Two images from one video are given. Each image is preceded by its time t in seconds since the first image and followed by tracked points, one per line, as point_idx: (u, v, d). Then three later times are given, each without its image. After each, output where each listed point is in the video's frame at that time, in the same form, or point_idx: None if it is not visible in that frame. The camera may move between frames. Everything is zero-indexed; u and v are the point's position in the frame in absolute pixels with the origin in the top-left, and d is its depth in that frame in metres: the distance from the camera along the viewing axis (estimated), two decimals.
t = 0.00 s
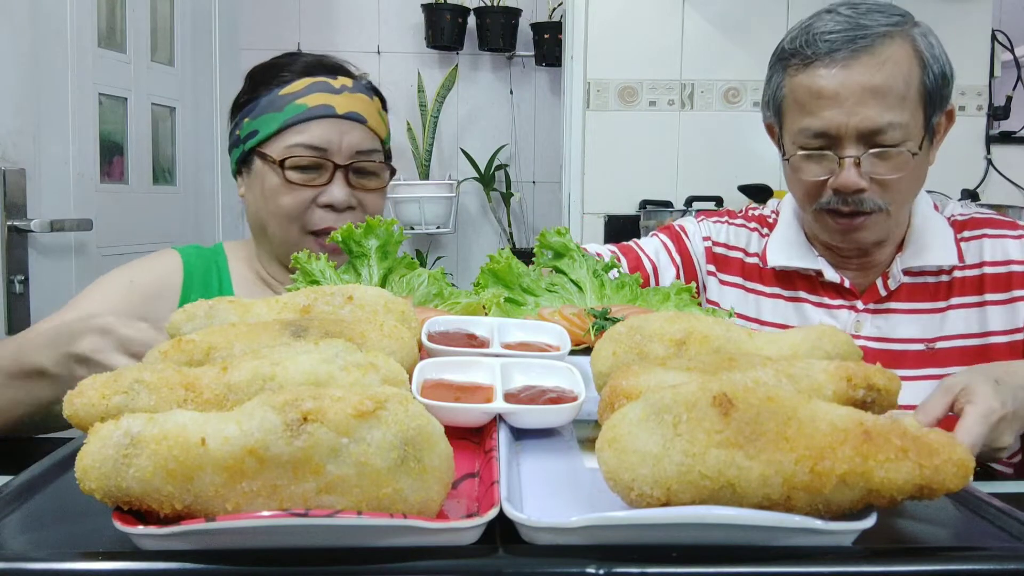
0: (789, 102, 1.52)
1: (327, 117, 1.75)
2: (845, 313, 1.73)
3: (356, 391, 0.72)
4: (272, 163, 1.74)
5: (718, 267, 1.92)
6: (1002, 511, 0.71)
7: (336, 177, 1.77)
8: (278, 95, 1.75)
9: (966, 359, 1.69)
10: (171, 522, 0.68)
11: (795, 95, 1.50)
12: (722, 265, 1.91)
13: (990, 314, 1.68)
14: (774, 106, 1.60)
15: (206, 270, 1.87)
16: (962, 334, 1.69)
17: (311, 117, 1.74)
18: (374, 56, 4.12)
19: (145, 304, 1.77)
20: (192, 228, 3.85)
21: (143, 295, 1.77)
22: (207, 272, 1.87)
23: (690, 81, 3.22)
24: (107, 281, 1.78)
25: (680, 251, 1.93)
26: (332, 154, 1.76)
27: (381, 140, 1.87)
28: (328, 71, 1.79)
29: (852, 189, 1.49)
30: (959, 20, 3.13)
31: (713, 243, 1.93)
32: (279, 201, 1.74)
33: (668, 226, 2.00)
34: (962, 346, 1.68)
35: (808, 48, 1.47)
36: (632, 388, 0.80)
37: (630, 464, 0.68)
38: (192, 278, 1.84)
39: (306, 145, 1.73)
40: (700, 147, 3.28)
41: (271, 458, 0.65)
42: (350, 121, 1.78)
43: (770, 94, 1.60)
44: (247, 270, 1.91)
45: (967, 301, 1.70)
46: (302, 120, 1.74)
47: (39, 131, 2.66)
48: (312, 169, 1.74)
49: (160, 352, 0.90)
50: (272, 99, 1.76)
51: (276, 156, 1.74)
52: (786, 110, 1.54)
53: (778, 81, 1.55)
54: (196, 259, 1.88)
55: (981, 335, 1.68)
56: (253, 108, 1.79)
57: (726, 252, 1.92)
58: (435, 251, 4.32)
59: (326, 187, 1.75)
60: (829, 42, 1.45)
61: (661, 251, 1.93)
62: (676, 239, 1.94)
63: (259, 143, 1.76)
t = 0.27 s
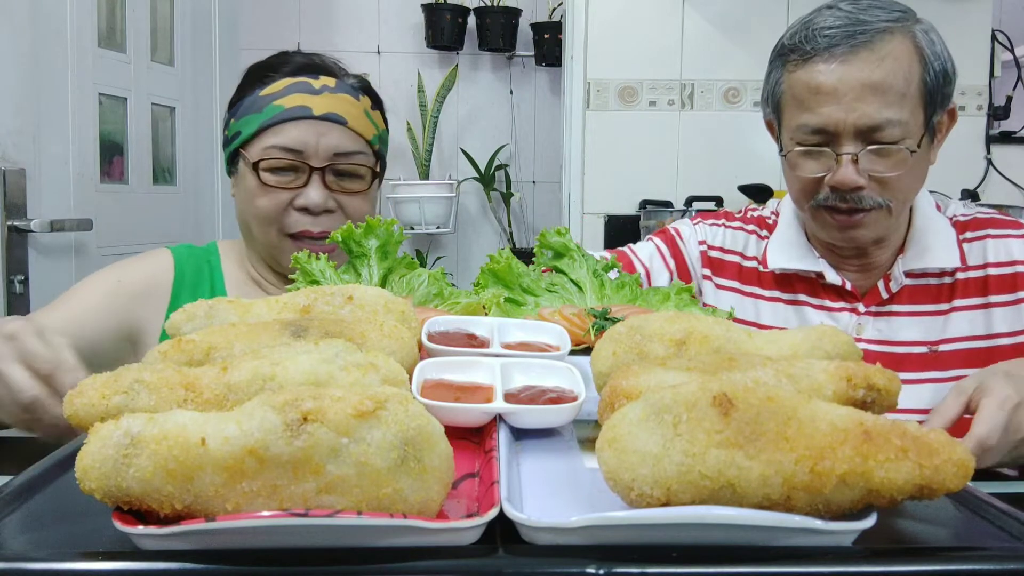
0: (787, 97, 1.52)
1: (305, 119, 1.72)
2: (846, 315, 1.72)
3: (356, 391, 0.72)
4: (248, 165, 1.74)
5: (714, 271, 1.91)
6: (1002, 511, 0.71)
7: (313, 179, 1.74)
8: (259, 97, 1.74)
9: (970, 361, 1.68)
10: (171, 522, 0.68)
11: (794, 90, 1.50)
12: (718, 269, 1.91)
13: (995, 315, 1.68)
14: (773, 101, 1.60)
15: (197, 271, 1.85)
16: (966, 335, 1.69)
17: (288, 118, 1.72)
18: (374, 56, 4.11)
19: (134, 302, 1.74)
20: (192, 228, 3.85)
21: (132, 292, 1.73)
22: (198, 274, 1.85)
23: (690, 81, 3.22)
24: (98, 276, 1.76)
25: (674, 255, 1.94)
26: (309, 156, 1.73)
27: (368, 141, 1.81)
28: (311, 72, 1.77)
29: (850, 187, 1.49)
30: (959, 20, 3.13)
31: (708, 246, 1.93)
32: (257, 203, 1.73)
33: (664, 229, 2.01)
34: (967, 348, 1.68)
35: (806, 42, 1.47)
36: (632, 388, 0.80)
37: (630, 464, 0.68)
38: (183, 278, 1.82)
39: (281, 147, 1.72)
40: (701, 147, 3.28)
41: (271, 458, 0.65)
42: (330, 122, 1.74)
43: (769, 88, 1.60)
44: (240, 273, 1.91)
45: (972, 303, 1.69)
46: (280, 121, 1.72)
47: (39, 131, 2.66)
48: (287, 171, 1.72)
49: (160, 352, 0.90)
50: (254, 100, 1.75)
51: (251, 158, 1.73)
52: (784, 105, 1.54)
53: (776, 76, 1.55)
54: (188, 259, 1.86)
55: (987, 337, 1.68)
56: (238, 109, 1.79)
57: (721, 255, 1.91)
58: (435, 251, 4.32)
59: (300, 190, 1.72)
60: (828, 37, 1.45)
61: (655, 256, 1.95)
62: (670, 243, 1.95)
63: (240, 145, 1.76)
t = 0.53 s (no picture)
0: (793, 94, 1.52)
1: (292, 114, 1.72)
2: (845, 318, 1.72)
3: (356, 391, 0.72)
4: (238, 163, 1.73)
5: (708, 269, 1.93)
6: (1003, 512, 0.71)
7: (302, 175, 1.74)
8: (247, 94, 1.75)
9: (975, 367, 1.67)
10: (171, 522, 0.68)
11: (799, 87, 1.49)
12: (712, 267, 1.93)
13: (1002, 322, 1.67)
14: (778, 96, 1.59)
15: (188, 272, 1.85)
16: (972, 343, 1.68)
17: (274, 114, 1.72)
18: (374, 56, 4.11)
19: (128, 309, 1.77)
20: (192, 228, 3.85)
21: (126, 300, 1.76)
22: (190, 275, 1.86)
23: (690, 81, 3.22)
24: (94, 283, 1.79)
25: (665, 251, 1.99)
26: (298, 151, 1.73)
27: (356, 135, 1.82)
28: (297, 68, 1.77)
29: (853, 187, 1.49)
30: (959, 20, 3.13)
31: (701, 245, 1.96)
32: (247, 200, 1.73)
33: (660, 227, 2.06)
34: (973, 355, 1.67)
35: (814, 38, 1.47)
36: (633, 388, 0.80)
37: (630, 464, 0.68)
38: (175, 280, 1.82)
39: (269, 143, 1.71)
40: (701, 147, 3.28)
41: (271, 458, 0.65)
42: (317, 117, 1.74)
43: (774, 84, 1.59)
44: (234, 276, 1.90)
45: (978, 308, 1.68)
46: (267, 118, 1.72)
47: (40, 131, 2.66)
48: (276, 167, 1.71)
49: (160, 352, 0.90)
50: (240, 98, 1.75)
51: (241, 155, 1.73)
52: (789, 102, 1.54)
53: (782, 72, 1.55)
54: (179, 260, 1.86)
55: (995, 343, 1.67)
56: (225, 107, 1.80)
57: (716, 254, 1.93)
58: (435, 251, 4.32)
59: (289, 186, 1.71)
60: (836, 33, 1.44)
61: (646, 252, 2.00)
62: (662, 239, 2.00)
63: (227, 143, 1.77)
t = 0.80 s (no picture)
0: (799, 99, 1.51)
1: (291, 108, 1.74)
2: (847, 319, 1.73)
3: (356, 391, 0.72)
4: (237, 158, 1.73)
5: (714, 266, 1.93)
6: (1002, 512, 0.71)
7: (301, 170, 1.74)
8: (243, 90, 1.76)
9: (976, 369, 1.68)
10: (171, 522, 0.68)
11: (806, 93, 1.49)
12: (720, 264, 1.92)
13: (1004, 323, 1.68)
14: (784, 100, 1.59)
15: (182, 276, 1.85)
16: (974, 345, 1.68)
17: (273, 108, 1.73)
18: (374, 56, 4.11)
19: (124, 312, 1.77)
20: (192, 228, 3.85)
21: (122, 302, 1.77)
22: (184, 277, 1.86)
23: (690, 81, 3.22)
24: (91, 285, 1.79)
25: (672, 246, 1.98)
26: (297, 146, 1.73)
27: (352, 132, 1.84)
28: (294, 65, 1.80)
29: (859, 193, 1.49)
30: (959, 20, 3.13)
31: (709, 241, 1.95)
32: (245, 195, 1.72)
33: (667, 220, 2.05)
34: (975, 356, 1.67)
35: (820, 43, 1.46)
36: (633, 388, 0.80)
37: (630, 464, 0.68)
38: (168, 284, 1.82)
39: (268, 137, 1.72)
40: (701, 147, 3.28)
41: (271, 458, 0.65)
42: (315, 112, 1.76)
43: (780, 88, 1.59)
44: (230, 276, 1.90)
45: (980, 310, 1.69)
46: (265, 112, 1.73)
47: (40, 131, 2.66)
48: (275, 161, 1.72)
49: (160, 352, 0.90)
50: (237, 94, 1.77)
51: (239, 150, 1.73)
52: (795, 107, 1.54)
53: (788, 76, 1.54)
54: (173, 263, 1.86)
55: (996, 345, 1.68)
56: (222, 105, 1.80)
57: (723, 251, 1.93)
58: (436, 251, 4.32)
59: (287, 179, 1.71)
60: (843, 39, 1.44)
61: (652, 246, 2.00)
62: (669, 233, 1.99)
63: (224, 139, 1.76)
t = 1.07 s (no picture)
0: (809, 98, 1.51)
1: (303, 104, 1.77)
2: (854, 317, 1.72)
3: (356, 391, 0.72)
4: (249, 154, 1.74)
5: (721, 261, 1.93)
6: (1002, 512, 0.71)
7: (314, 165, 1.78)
8: (252, 86, 1.77)
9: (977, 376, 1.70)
10: (171, 522, 0.68)
11: (815, 92, 1.49)
12: (726, 260, 1.92)
13: (1006, 333, 1.70)
14: (793, 98, 1.59)
15: (181, 276, 1.85)
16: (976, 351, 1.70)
17: (285, 104, 1.76)
18: (374, 56, 4.11)
19: (123, 315, 1.77)
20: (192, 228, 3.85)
21: (121, 306, 1.76)
22: (183, 278, 1.86)
23: (690, 81, 3.22)
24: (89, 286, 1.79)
25: (678, 240, 1.97)
26: (309, 142, 1.77)
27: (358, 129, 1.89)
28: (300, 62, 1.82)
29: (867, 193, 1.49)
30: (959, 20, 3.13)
31: (716, 236, 1.94)
32: (258, 191, 1.74)
33: (673, 212, 2.04)
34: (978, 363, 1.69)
35: (831, 43, 1.46)
36: (632, 388, 0.80)
37: (630, 464, 0.68)
38: (168, 285, 1.82)
39: (282, 133, 1.75)
40: (701, 147, 3.28)
41: (271, 458, 0.65)
42: (326, 108, 1.80)
43: (790, 88, 1.59)
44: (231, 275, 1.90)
45: (984, 318, 1.70)
46: (277, 108, 1.76)
47: (40, 131, 2.66)
48: (290, 157, 1.75)
49: (160, 352, 0.90)
50: (245, 91, 1.78)
51: (252, 146, 1.75)
52: (804, 105, 1.54)
53: (798, 74, 1.54)
54: (172, 264, 1.86)
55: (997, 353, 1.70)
56: (226, 102, 1.80)
57: (729, 246, 1.93)
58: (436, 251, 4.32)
59: (303, 174, 1.75)
60: (854, 39, 1.44)
61: (659, 238, 1.98)
62: (676, 227, 1.98)
63: (233, 135, 1.77)
